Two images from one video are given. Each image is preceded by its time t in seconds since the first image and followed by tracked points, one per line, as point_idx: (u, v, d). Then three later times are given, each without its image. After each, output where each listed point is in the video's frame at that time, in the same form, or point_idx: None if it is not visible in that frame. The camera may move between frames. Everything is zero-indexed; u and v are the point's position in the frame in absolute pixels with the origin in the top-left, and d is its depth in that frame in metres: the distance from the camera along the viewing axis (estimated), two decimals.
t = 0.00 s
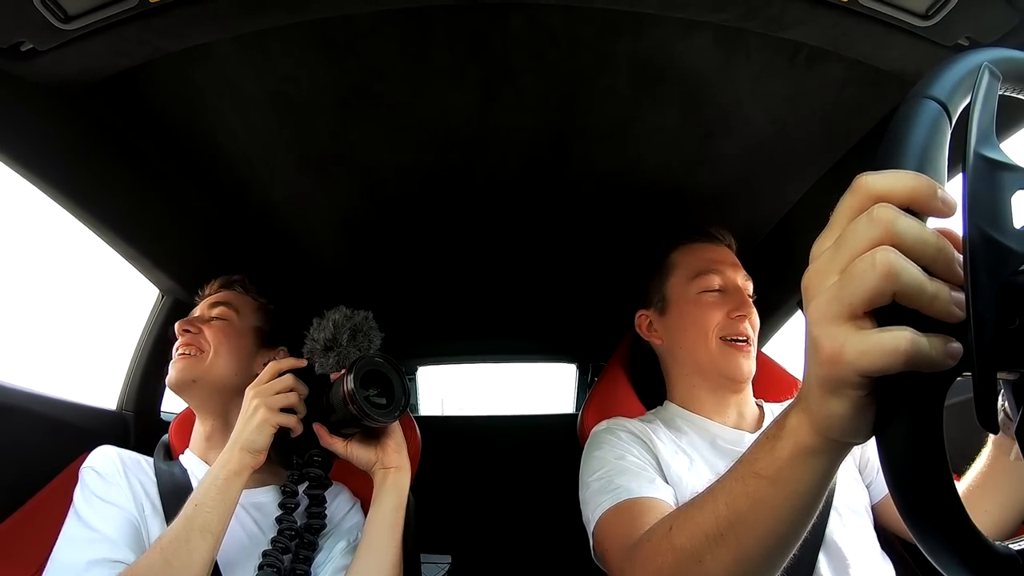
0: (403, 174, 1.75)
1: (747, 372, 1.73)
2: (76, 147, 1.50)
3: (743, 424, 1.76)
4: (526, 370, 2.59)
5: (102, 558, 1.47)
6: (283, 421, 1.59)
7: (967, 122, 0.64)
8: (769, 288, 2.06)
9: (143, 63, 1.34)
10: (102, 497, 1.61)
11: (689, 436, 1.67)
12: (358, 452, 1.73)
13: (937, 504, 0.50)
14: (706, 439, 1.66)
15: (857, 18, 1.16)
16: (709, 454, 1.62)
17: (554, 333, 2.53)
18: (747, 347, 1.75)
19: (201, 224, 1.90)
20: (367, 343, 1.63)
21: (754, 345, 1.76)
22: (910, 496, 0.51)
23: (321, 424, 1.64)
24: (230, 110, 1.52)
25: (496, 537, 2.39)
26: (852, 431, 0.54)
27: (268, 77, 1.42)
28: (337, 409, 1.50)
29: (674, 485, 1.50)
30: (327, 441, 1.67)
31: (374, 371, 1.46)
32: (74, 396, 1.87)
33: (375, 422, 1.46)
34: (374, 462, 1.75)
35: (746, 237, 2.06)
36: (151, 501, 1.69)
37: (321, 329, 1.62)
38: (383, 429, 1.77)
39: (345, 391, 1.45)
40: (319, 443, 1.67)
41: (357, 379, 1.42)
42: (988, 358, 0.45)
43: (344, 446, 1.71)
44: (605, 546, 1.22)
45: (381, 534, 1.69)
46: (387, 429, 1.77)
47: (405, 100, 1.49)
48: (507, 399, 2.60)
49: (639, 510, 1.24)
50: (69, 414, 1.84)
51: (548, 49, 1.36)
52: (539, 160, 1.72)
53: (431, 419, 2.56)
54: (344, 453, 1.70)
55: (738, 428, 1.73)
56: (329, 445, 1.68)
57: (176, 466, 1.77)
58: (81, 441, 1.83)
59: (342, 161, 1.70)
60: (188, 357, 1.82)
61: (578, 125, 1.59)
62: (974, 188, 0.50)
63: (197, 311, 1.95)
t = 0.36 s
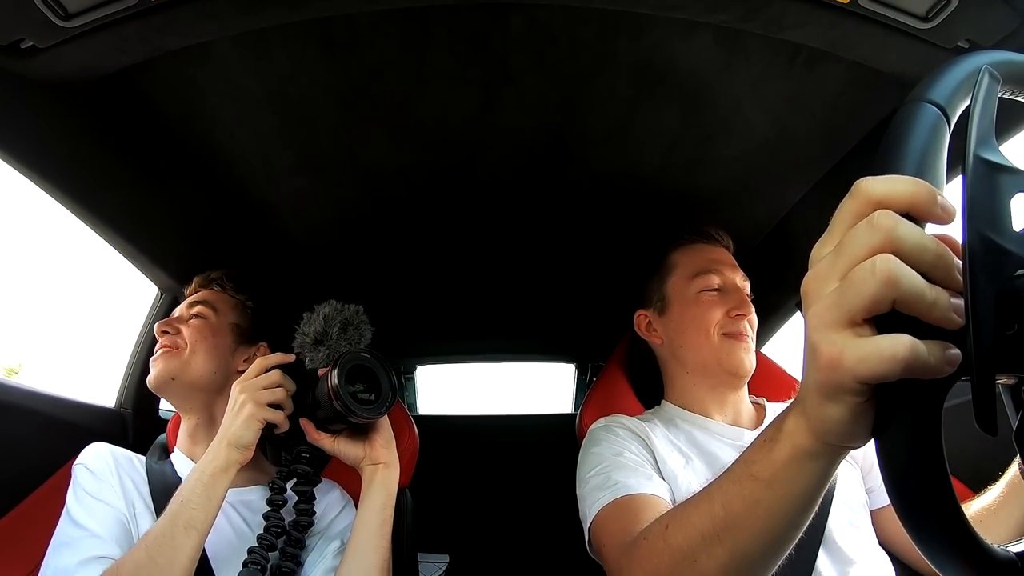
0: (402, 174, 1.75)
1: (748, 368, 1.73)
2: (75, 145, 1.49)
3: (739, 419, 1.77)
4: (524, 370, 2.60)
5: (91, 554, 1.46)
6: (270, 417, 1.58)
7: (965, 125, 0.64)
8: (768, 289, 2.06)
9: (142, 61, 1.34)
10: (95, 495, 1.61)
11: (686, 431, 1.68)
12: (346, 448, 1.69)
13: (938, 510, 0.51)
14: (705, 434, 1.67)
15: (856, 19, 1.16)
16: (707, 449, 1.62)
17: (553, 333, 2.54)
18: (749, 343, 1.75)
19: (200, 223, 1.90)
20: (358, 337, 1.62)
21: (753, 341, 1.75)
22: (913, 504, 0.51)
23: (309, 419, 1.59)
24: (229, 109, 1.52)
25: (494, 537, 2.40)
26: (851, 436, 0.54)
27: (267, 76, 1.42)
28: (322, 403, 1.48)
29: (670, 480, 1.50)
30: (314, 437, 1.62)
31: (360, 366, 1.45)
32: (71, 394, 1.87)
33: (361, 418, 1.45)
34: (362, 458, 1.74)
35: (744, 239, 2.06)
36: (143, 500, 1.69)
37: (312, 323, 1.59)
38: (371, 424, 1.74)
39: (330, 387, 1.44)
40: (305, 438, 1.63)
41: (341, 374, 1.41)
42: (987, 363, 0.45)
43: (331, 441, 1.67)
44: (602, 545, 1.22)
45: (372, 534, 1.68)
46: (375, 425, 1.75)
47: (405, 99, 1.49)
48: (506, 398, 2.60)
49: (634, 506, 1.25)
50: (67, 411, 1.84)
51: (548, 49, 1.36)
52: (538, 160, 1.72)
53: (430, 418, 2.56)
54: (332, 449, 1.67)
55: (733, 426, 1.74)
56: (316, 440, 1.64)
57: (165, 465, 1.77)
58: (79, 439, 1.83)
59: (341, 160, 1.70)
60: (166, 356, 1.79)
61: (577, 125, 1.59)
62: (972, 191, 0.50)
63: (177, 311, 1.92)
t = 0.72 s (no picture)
0: (403, 171, 1.75)
1: (728, 358, 1.73)
2: (76, 142, 1.49)
3: (739, 418, 1.75)
4: (524, 369, 2.61)
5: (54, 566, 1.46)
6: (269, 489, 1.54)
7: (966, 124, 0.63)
8: (768, 288, 2.06)
9: (143, 58, 1.34)
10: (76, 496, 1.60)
11: (686, 430, 1.67)
12: (325, 425, 1.58)
13: (939, 512, 0.51)
14: (703, 433, 1.66)
15: (858, 18, 1.16)
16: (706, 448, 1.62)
17: (553, 331, 2.54)
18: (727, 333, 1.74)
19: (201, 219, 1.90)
20: (344, 309, 1.62)
21: (732, 330, 1.75)
22: (914, 504, 0.51)
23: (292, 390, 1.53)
24: (230, 106, 1.52)
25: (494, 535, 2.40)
26: (852, 439, 0.54)
27: (268, 73, 1.42)
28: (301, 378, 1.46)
29: (670, 480, 1.49)
30: (295, 412, 1.55)
31: (337, 338, 1.40)
32: (71, 391, 1.87)
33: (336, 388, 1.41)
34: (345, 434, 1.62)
35: (744, 237, 2.06)
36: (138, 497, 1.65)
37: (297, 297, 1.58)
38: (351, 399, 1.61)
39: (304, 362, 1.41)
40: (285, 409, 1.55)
41: (314, 348, 1.38)
42: (986, 362, 0.45)
43: (310, 417, 1.57)
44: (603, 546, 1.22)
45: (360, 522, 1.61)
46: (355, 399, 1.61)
47: (406, 97, 1.49)
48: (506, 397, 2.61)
49: (633, 507, 1.25)
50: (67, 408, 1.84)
51: (549, 47, 1.36)
52: (539, 158, 1.72)
53: (430, 416, 2.56)
54: (312, 425, 1.57)
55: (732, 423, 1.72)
56: (294, 414, 1.56)
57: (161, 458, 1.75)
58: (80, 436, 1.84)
59: (342, 158, 1.70)
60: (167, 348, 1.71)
61: (578, 124, 1.59)
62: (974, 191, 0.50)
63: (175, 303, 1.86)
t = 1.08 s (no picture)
0: (403, 174, 1.75)
1: (726, 364, 1.72)
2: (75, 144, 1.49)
3: (739, 420, 1.75)
4: (523, 372, 2.61)
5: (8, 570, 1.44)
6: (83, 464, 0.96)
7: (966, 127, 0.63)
8: (767, 290, 2.06)
9: (142, 61, 1.34)
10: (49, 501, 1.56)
11: (685, 432, 1.67)
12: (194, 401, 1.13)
13: (936, 515, 0.51)
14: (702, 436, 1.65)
15: (858, 21, 1.16)
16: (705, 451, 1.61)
17: (553, 334, 2.54)
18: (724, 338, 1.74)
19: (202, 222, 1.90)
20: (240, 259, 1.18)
21: (729, 334, 1.74)
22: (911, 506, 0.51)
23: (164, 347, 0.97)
24: (230, 108, 1.52)
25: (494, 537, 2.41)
26: (852, 443, 0.54)
27: (268, 76, 1.42)
28: (175, 339, 0.97)
29: (669, 483, 1.49)
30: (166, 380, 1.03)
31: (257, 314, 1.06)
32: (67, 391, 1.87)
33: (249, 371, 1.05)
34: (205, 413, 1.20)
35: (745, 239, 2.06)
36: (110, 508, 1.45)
37: (190, 228, 1.08)
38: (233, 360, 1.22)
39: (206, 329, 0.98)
40: (133, 368, 0.94)
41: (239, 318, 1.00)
42: (986, 366, 0.45)
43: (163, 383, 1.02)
44: (603, 549, 1.22)
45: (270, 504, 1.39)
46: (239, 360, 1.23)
47: (405, 100, 1.49)
48: (506, 399, 2.61)
49: (633, 510, 1.24)
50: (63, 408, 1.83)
51: (549, 50, 1.36)
52: (539, 160, 1.71)
53: (430, 418, 2.56)
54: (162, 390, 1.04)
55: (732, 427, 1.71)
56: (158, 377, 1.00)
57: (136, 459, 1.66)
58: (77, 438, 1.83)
59: (342, 160, 1.70)
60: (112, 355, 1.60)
61: (578, 126, 1.59)
62: (974, 194, 0.50)
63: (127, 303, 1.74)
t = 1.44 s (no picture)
0: (405, 173, 1.75)
1: (724, 366, 1.71)
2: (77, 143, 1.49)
3: (740, 422, 1.74)
4: (526, 369, 2.59)
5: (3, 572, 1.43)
6: None
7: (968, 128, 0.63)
8: (769, 291, 2.06)
9: (145, 59, 1.34)
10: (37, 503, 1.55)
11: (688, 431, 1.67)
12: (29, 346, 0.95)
13: (944, 521, 0.51)
14: (704, 436, 1.65)
15: (862, 21, 1.15)
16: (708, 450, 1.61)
17: (554, 333, 2.54)
18: (719, 338, 1.72)
19: (203, 220, 1.90)
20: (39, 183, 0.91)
21: (727, 334, 1.72)
22: (915, 511, 0.51)
23: None
24: (232, 107, 1.52)
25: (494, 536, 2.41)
26: (854, 449, 0.54)
27: (270, 75, 1.42)
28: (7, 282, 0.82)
29: (672, 485, 1.49)
30: None
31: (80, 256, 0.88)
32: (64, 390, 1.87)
33: (91, 320, 0.90)
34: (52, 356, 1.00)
35: (747, 239, 2.06)
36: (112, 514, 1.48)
37: (10, 150, 0.89)
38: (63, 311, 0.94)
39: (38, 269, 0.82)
40: None
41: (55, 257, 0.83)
42: (988, 371, 0.45)
43: None
44: (606, 552, 1.22)
45: (186, 421, 1.21)
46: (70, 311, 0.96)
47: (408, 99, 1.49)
48: (510, 399, 2.59)
49: (636, 513, 1.25)
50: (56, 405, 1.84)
51: (551, 49, 1.36)
52: (541, 160, 1.72)
53: (431, 417, 2.57)
54: None
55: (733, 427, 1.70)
56: None
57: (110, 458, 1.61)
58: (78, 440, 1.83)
59: (343, 159, 1.70)
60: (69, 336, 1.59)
61: (580, 125, 1.59)
62: (975, 196, 0.49)
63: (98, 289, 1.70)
